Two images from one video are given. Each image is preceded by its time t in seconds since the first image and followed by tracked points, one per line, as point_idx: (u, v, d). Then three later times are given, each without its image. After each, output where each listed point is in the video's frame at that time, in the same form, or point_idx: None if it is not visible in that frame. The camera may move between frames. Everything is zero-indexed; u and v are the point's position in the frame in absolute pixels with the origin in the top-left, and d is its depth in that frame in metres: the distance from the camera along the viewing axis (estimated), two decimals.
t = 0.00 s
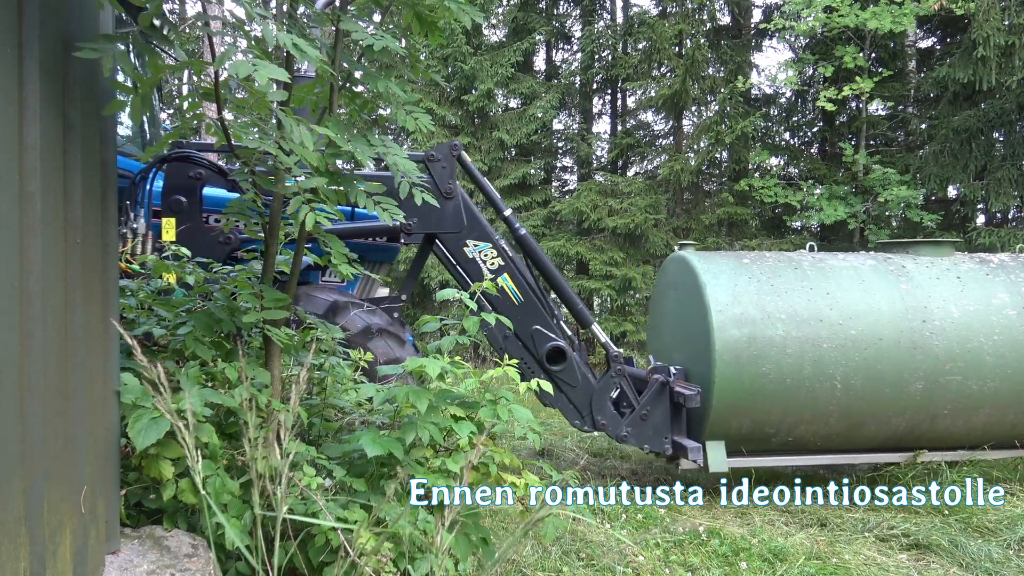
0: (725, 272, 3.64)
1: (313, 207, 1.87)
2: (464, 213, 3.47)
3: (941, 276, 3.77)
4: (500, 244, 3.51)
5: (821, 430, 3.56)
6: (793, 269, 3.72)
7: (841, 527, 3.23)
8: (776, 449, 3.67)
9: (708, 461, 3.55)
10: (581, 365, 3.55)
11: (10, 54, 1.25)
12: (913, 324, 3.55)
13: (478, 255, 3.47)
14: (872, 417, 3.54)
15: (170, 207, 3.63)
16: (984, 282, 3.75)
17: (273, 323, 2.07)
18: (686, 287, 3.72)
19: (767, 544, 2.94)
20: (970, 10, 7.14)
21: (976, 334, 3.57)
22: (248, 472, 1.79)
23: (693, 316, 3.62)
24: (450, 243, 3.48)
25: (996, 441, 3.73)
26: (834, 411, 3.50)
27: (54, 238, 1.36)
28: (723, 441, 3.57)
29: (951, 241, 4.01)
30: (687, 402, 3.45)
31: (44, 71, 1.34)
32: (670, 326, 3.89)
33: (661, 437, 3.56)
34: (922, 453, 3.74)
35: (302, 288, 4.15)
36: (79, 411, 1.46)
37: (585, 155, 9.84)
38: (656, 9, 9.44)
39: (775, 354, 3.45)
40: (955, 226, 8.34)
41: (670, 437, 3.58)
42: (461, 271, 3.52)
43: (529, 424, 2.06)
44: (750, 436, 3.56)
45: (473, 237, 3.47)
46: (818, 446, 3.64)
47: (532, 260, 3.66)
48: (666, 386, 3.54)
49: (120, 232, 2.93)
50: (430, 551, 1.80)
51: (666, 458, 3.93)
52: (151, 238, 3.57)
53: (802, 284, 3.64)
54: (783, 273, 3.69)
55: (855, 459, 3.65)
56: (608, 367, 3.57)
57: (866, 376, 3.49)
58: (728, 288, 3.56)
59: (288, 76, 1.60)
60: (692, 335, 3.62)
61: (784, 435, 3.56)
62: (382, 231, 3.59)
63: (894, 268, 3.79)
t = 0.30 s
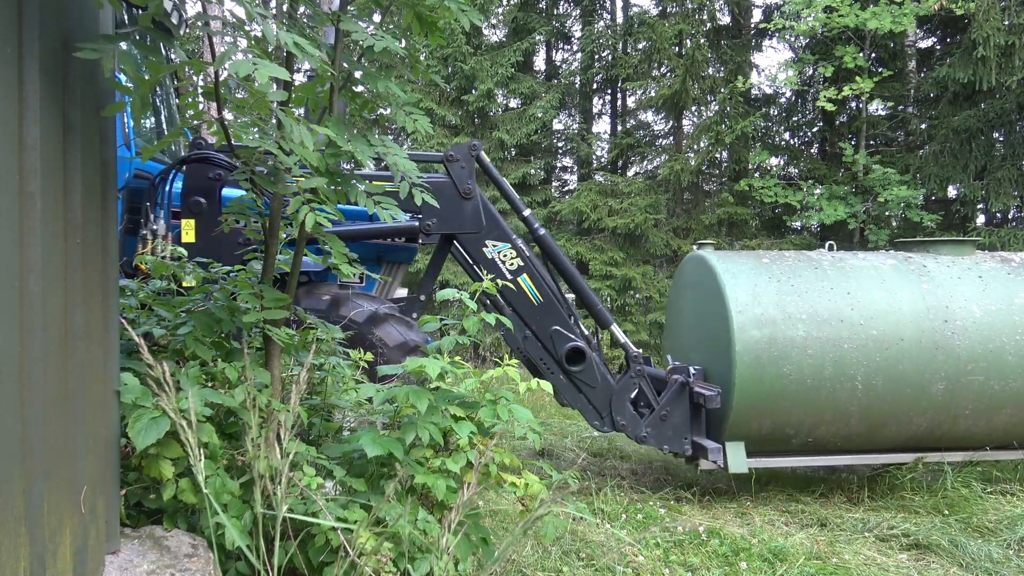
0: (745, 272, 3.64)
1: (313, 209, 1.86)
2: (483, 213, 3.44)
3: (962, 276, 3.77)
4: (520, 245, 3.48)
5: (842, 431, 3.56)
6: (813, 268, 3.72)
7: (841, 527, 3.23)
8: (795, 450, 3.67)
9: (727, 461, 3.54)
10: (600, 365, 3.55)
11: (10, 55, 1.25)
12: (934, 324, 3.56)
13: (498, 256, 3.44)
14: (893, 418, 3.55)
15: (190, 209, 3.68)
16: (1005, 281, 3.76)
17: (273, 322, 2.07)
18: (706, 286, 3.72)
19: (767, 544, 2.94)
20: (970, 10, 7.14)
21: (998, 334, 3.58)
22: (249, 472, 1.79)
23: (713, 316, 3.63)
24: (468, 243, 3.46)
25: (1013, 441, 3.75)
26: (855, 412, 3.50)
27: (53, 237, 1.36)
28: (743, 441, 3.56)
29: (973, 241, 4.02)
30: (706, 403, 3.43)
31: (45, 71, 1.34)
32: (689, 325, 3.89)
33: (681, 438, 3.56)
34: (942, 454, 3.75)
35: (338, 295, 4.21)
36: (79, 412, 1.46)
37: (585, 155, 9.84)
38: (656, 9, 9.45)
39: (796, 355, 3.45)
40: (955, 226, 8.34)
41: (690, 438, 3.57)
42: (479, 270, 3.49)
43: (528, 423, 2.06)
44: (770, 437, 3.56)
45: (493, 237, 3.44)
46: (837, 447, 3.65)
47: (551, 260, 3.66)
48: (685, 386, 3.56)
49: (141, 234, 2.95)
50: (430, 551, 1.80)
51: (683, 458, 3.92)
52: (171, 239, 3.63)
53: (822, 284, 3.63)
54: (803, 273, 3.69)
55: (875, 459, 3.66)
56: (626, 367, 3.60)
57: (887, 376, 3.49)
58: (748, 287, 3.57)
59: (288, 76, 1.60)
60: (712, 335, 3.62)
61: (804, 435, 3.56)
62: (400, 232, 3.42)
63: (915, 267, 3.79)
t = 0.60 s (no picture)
0: (766, 272, 3.64)
1: (313, 209, 1.85)
2: (503, 214, 3.37)
3: (985, 275, 3.77)
4: (539, 244, 3.45)
5: (864, 432, 3.56)
6: (834, 268, 3.72)
7: (841, 527, 3.23)
8: (815, 451, 3.67)
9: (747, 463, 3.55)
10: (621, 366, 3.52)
11: (10, 54, 1.25)
12: (957, 324, 3.56)
13: (517, 257, 3.39)
14: (914, 419, 3.55)
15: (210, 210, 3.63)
16: None
17: (273, 323, 2.07)
18: (726, 286, 3.72)
19: (767, 544, 2.94)
20: (970, 10, 7.14)
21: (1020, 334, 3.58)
22: (249, 472, 1.79)
23: (735, 316, 3.62)
24: (489, 245, 3.39)
25: None
26: (878, 412, 3.51)
27: (53, 238, 1.36)
28: (763, 442, 3.57)
29: (994, 240, 4.02)
30: (728, 404, 3.44)
31: (45, 71, 1.34)
32: (710, 325, 3.89)
33: (701, 439, 3.55)
34: (963, 455, 3.74)
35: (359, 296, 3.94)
36: (79, 412, 1.46)
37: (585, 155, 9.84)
38: (656, 9, 9.45)
39: (817, 356, 3.46)
40: (955, 226, 8.35)
41: (711, 438, 3.56)
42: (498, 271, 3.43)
43: (529, 423, 2.06)
44: (790, 439, 3.56)
45: (513, 238, 3.39)
46: (858, 448, 3.65)
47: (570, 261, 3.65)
48: (707, 387, 3.54)
49: (161, 235, 2.96)
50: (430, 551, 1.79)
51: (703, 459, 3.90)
52: (192, 240, 3.62)
53: (843, 284, 3.63)
54: (824, 272, 3.69)
55: (893, 459, 3.66)
56: (647, 368, 3.56)
57: (909, 377, 3.50)
58: (769, 288, 3.57)
59: (288, 76, 1.60)
60: (734, 335, 3.61)
61: (825, 436, 3.56)
62: (420, 233, 3.37)
63: (936, 267, 3.78)
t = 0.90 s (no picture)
0: (787, 272, 3.64)
1: (313, 209, 1.85)
2: (523, 215, 3.37)
3: (1008, 274, 3.75)
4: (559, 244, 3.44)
5: (886, 432, 3.56)
6: (855, 267, 3.71)
7: (841, 527, 3.24)
8: (839, 451, 3.66)
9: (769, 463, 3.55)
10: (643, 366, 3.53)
11: (10, 54, 1.25)
12: (980, 324, 3.56)
13: (538, 258, 3.39)
14: (937, 419, 3.55)
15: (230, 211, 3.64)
16: None
17: (273, 323, 2.07)
18: (747, 286, 3.73)
19: (767, 544, 2.94)
20: (970, 10, 7.15)
21: None
22: (249, 472, 1.79)
23: (756, 316, 3.63)
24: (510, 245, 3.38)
25: None
26: (901, 412, 3.51)
27: (53, 237, 1.36)
28: (785, 442, 3.57)
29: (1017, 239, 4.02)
30: (750, 404, 3.44)
31: (44, 70, 1.34)
32: (730, 324, 3.89)
33: (723, 439, 3.57)
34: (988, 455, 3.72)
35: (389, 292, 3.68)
36: (79, 413, 1.46)
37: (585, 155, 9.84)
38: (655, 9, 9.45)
39: (840, 356, 3.46)
40: (954, 226, 8.35)
41: (732, 438, 3.58)
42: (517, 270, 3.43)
43: (529, 423, 2.06)
44: (812, 439, 3.56)
45: (534, 238, 3.39)
46: (881, 449, 3.65)
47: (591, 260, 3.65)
48: (728, 387, 3.56)
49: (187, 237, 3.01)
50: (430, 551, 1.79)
51: (727, 460, 3.88)
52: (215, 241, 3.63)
53: (865, 284, 3.63)
54: (845, 272, 3.68)
55: (916, 459, 3.65)
56: (667, 368, 3.59)
57: (932, 377, 3.50)
58: (791, 288, 3.57)
59: (286, 77, 1.60)
60: (755, 335, 3.62)
61: (848, 436, 3.55)
62: (442, 234, 3.23)
63: (958, 266, 3.77)
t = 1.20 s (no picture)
0: (809, 272, 3.64)
1: (313, 210, 1.85)
2: (543, 216, 3.37)
3: None
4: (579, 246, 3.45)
5: (906, 433, 3.56)
6: (877, 268, 3.71)
7: (841, 527, 3.23)
8: (859, 452, 3.66)
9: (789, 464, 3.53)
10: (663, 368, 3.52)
11: (10, 54, 1.25)
12: (1002, 326, 3.56)
13: (557, 259, 3.39)
14: (958, 420, 3.55)
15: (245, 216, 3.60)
16: None
17: (273, 323, 2.07)
18: (768, 286, 3.72)
19: (767, 544, 2.94)
20: (970, 10, 7.15)
21: None
22: (249, 471, 1.79)
23: (777, 317, 3.62)
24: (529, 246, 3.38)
25: None
26: (922, 413, 3.51)
27: (54, 237, 1.36)
28: (804, 443, 3.57)
29: None
30: (770, 405, 3.42)
31: (44, 70, 1.34)
32: (750, 324, 3.89)
33: (743, 441, 3.55)
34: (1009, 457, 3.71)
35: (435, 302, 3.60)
36: (79, 413, 1.46)
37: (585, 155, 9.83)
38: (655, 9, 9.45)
39: (862, 358, 3.46)
40: (954, 226, 8.34)
41: (752, 440, 3.56)
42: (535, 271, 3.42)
43: (528, 423, 2.06)
44: (833, 439, 3.56)
45: (553, 239, 3.38)
46: (900, 450, 3.65)
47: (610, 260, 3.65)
48: (749, 388, 3.54)
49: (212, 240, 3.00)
50: (430, 551, 1.79)
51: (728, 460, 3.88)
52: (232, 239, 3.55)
53: (887, 285, 3.63)
54: (867, 272, 3.68)
55: (935, 460, 3.65)
56: (688, 370, 3.57)
57: (954, 379, 3.50)
58: (813, 288, 3.56)
59: (286, 77, 1.59)
60: (776, 335, 3.62)
61: (868, 438, 3.56)
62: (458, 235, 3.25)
63: (980, 267, 3.77)
